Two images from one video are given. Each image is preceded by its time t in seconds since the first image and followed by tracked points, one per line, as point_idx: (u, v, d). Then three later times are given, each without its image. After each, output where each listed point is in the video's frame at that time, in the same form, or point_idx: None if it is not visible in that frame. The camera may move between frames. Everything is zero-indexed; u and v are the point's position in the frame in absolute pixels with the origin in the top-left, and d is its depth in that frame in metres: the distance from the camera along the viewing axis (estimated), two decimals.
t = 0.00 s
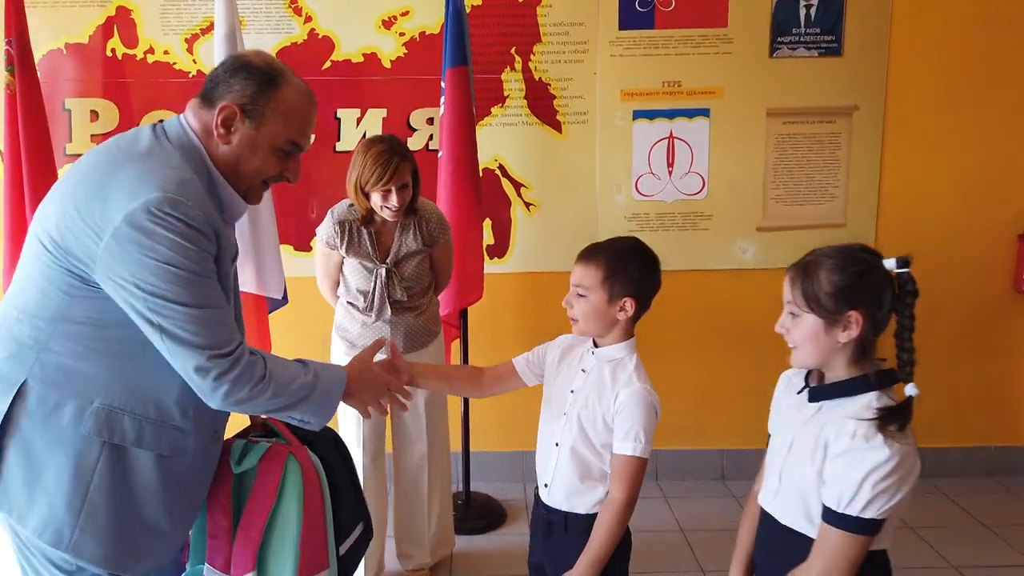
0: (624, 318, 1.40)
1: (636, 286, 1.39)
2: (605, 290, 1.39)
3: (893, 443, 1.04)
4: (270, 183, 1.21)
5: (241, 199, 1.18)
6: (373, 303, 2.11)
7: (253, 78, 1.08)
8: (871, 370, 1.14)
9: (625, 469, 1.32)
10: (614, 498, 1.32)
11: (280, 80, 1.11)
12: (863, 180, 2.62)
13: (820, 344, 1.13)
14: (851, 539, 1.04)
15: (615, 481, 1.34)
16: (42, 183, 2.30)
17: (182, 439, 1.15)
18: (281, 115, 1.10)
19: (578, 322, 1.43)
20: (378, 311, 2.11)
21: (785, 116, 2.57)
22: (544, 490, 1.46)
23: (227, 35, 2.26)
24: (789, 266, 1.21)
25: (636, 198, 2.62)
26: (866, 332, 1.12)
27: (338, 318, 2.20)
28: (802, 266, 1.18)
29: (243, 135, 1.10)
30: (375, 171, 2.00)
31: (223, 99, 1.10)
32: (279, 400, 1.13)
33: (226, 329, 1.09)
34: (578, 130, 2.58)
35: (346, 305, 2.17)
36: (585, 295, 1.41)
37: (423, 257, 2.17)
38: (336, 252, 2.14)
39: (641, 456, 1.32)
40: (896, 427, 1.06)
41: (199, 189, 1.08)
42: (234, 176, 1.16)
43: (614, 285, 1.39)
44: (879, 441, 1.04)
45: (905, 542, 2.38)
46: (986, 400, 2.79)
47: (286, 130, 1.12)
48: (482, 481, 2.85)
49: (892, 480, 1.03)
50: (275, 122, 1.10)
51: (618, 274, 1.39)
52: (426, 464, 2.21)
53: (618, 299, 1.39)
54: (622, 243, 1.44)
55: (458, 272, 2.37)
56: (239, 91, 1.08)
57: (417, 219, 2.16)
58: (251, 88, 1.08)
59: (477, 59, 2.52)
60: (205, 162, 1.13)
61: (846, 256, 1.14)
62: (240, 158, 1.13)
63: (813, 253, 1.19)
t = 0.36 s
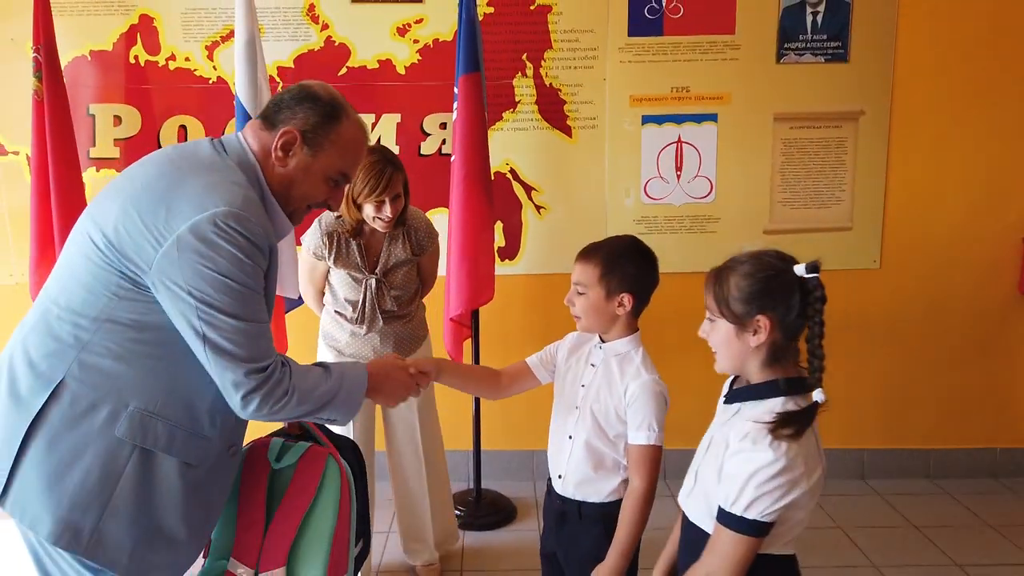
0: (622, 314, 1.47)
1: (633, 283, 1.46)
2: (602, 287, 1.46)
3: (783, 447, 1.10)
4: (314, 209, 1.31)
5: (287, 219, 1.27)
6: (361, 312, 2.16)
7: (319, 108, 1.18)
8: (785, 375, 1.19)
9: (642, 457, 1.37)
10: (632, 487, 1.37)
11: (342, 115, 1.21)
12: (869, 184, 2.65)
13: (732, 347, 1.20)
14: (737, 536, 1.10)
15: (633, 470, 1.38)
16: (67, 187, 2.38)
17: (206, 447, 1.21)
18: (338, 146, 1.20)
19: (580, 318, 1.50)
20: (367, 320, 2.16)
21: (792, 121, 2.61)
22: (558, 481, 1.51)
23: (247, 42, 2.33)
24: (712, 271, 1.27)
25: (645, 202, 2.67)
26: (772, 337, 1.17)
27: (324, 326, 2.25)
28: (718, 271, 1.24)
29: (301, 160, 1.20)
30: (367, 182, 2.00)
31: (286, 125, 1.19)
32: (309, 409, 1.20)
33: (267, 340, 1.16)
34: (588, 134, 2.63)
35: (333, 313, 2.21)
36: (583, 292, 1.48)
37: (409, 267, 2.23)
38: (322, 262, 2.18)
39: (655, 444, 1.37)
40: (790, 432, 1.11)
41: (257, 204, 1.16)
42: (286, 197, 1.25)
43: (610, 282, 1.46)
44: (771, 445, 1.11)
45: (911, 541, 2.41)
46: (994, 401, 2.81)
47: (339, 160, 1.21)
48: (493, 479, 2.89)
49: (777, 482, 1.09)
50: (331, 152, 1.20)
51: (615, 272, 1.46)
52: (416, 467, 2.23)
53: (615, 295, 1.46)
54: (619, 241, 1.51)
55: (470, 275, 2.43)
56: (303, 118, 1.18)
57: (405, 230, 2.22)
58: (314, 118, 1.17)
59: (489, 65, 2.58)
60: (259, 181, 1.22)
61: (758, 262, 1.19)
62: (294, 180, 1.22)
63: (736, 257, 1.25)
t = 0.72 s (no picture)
0: (627, 302, 1.52)
1: (636, 270, 1.51)
2: (607, 277, 1.50)
3: (736, 428, 1.14)
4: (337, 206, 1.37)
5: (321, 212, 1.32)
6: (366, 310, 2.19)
7: (367, 116, 1.25)
8: (753, 360, 1.22)
9: (658, 441, 1.41)
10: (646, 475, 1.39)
11: (385, 125, 1.28)
12: (876, 181, 2.68)
13: (700, 332, 1.25)
14: (691, 512, 1.15)
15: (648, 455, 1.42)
16: (87, 181, 2.42)
17: (238, 430, 1.25)
18: (380, 153, 1.27)
19: (585, 308, 1.55)
20: (374, 319, 2.19)
21: (800, 119, 2.64)
22: (572, 470, 1.54)
23: (263, 41, 2.37)
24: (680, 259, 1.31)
25: (654, 199, 2.70)
26: (735, 322, 1.21)
27: (326, 323, 2.27)
28: (685, 258, 1.28)
29: (340, 161, 1.25)
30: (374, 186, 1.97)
31: (331, 125, 1.25)
32: (327, 396, 1.23)
33: (291, 324, 1.19)
34: (598, 132, 2.67)
35: (337, 310, 2.22)
36: (588, 282, 1.52)
37: (412, 265, 2.27)
38: (325, 262, 2.18)
39: (669, 428, 1.42)
40: (744, 415, 1.15)
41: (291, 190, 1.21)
42: (320, 194, 1.30)
43: (615, 271, 1.50)
44: (724, 426, 1.15)
45: (917, 534, 2.44)
46: (999, 397, 2.84)
47: (376, 168, 1.28)
48: (503, 473, 2.93)
49: (727, 462, 1.13)
50: (369, 158, 1.27)
51: (619, 261, 1.50)
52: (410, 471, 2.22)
53: (620, 284, 1.50)
54: (619, 231, 1.55)
55: (482, 270, 2.46)
56: (350, 122, 1.24)
57: (407, 229, 2.25)
58: (360, 125, 1.24)
59: (501, 63, 2.61)
60: (297, 171, 1.25)
61: (721, 249, 1.23)
62: (329, 178, 1.27)
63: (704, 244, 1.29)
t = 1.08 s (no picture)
0: (637, 297, 1.52)
1: (646, 267, 1.52)
2: (618, 273, 1.50)
3: (735, 423, 1.14)
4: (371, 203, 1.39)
5: (342, 214, 1.33)
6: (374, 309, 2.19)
7: (378, 108, 1.24)
8: (750, 353, 1.23)
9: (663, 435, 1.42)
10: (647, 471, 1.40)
11: (397, 113, 1.27)
12: (883, 178, 2.69)
13: (699, 327, 1.24)
14: (692, 508, 1.15)
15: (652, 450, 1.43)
16: (95, 177, 2.42)
17: (249, 432, 1.26)
18: (396, 144, 1.27)
19: (593, 304, 1.54)
20: (383, 319, 2.20)
21: (806, 116, 2.65)
22: (578, 465, 1.54)
23: (271, 37, 2.37)
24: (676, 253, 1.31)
25: (660, 195, 2.70)
26: (734, 317, 1.21)
27: (334, 320, 2.27)
28: (682, 252, 1.28)
29: (361, 159, 1.26)
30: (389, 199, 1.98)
31: (345, 124, 1.24)
32: (331, 403, 1.23)
33: (302, 330, 1.20)
34: (604, 129, 2.67)
35: (345, 308, 2.23)
36: (598, 277, 1.52)
37: (422, 264, 2.26)
38: (334, 261, 2.18)
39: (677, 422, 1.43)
40: (745, 409, 1.15)
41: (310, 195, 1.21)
42: (342, 194, 1.31)
43: (626, 268, 1.50)
44: (724, 420, 1.15)
45: (924, 530, 2.45)
46: (1006, 393, 2.84)
47: (397, 157, 1.29)
48: (509, 470, 2.93)
49: (729, 456, 1.13)
50: (389, 151, 1.27)
51: (631, 257, 1.51)
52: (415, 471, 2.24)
53: (631, 280, 1.51)
54: (630, 227, 1.56)
55: (489, 266, 2.46)
56: (362, 117, 1.23)
57: (417, 230, 2.24)
58: (373, 118, 1.24)
59: (507, 60, 2.62)
60: (316, 172, 1.26)
61: (719, 243, 1.23)
62: (353, 177, 1.28)
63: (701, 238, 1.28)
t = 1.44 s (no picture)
0: (643, 293, 1.50)
1: (655, 261, 1.51)
2: (629, 263, 1.49)
3: (746, 423, 1.11)
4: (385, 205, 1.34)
5: (353, 216, 1.30)
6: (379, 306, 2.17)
7: (392, 109, 1.20)
8: (758, 352, 1.19)
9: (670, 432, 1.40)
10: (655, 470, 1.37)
11: (411, 114, 1.23)
12: (893, 174, 2.66)
13: (707, 322, 1.21)
14: (701, 510, 1.11)
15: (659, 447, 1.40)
16: (97, 173, 2.40)
17: (251, 436, 1.24)
18: (409, 147, 1.23)
19: (598, 293, 1.52)
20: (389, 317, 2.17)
21: (816, 111, 2.62)
22: (583, 466, 1.51)
23: (276, 32, 2.35)
24: (688, 246, 1.28)
25: (668, 192, 2.68)
26: (745, 314, 1.18)
27: (338, 317, 2.24)
28: (695, 245, 1.25)
29: (372, 161, 1.22)
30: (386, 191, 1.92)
31: (357, 125, 1.21)
32: (329, 414, 1.21)
33: (304, 337, 1.17)
34: (611, 125, 2.64)
35: (349, 305, 2.20)
36: (607, 266, 1.50)
37: (426, 261, 2.23)
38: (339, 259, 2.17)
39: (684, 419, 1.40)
40: (755, 409, 1.12)
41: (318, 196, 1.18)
42: (352, 195, 1.27)
43: (637, 259, 1.49)
44: (734, 421, 1.11)
45: (935, 531, 2.41)
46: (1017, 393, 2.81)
47: (410, 161, 1.24)
48: (515, 469, 2.91)
49: (739, 457, 1.10)
50: (402, 153, 1.23)
51: (642, 250, 1.50)
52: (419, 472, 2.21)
53: (640, 271, 1.49)
54: (642, 221, 1.54)
55: (495, 263, 2.43)
56: (374, 118, 1.20)
57: (422, 227, 2.21)
58: (385, 119, 1.20)
59: (513, 55, 2.59)
60: (327, 173, 1.23)
61: (732, 237, 1.20)
62: (365, 180, 1.25)
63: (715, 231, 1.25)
